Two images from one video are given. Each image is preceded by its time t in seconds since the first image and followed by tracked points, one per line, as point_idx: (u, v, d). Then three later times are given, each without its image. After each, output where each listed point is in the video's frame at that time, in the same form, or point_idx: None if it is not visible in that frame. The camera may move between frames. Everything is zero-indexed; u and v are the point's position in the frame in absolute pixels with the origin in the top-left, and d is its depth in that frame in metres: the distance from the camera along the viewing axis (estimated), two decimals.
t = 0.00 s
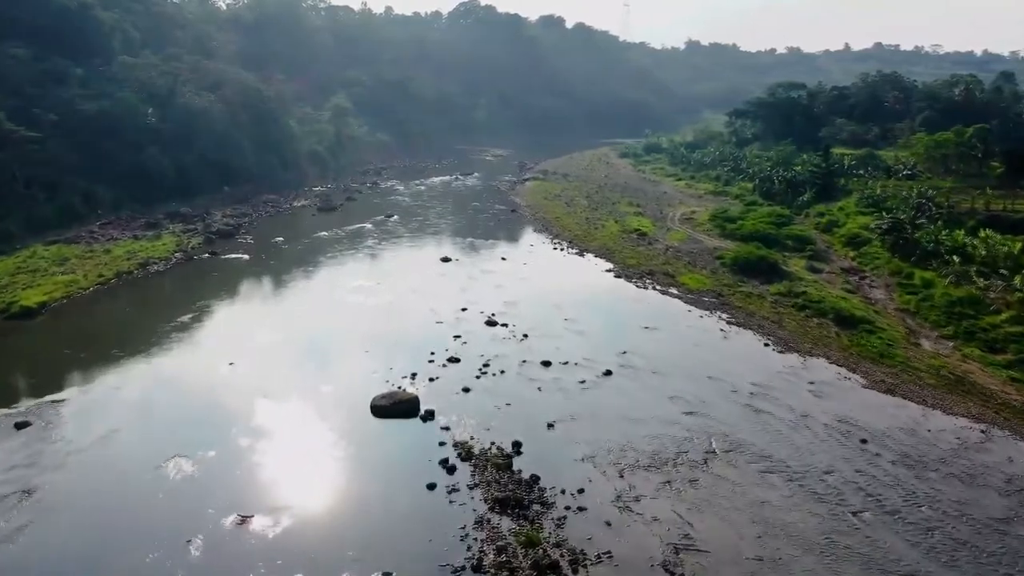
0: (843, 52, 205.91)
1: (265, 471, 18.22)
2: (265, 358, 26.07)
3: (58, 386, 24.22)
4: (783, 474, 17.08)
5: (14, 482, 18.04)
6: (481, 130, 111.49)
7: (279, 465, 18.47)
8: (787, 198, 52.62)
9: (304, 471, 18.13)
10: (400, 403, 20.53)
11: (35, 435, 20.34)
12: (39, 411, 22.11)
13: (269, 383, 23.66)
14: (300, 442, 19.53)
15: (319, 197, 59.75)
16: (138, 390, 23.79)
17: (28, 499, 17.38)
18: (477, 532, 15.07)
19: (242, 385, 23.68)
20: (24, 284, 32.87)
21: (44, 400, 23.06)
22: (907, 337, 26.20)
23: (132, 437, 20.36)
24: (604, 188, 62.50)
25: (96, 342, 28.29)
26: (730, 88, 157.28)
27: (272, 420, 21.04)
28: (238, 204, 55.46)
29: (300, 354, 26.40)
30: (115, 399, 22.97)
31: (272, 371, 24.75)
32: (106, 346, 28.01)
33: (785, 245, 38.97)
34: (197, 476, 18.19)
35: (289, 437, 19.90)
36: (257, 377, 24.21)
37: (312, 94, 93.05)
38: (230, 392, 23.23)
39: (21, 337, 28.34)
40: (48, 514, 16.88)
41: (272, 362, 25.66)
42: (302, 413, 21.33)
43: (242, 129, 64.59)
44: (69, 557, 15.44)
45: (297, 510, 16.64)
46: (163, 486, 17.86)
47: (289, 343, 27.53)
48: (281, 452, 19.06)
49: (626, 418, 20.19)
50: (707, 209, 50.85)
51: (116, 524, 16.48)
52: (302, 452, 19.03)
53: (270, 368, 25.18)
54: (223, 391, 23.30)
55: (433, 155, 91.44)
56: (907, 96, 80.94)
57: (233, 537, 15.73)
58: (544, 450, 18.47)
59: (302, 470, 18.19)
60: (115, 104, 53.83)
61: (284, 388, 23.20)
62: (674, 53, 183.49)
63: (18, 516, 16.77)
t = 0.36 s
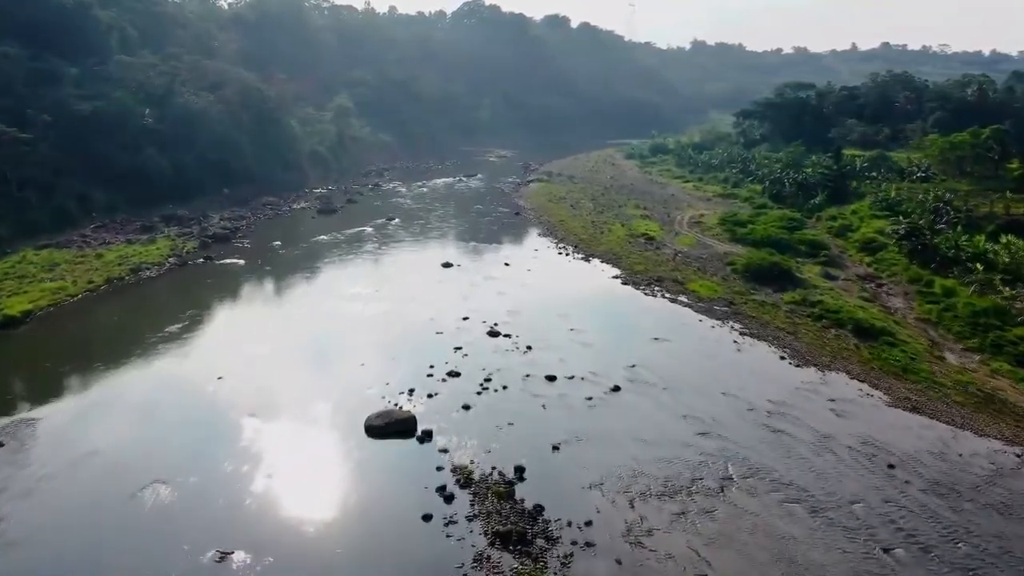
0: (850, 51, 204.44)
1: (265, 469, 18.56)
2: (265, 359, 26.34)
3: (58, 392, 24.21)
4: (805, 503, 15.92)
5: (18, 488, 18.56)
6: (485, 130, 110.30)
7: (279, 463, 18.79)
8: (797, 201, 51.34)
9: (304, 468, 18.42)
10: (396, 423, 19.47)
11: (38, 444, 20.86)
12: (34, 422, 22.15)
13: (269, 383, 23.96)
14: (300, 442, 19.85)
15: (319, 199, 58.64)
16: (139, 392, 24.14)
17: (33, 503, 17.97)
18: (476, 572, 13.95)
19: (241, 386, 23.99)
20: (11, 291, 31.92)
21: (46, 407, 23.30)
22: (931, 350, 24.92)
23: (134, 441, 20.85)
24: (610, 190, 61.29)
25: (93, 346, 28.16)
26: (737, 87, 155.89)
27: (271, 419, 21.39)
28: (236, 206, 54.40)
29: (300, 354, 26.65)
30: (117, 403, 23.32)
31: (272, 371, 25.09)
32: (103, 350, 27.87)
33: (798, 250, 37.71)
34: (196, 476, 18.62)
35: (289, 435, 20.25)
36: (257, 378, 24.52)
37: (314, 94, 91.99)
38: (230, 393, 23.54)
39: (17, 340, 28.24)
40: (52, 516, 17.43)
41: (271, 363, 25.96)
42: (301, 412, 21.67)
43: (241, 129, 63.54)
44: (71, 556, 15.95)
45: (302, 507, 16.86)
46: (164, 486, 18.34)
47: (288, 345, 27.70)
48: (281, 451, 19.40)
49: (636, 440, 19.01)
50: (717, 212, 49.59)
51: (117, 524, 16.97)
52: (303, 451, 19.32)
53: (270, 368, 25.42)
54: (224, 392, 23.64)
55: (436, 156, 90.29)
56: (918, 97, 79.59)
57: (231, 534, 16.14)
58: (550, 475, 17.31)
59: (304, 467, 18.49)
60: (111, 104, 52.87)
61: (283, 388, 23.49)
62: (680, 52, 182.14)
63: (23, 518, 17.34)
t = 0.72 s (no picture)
0: (855, 51, 203.05)
1: (269, 471, 18.43)
2: (266, 357, 26.19)
3: (61, 396, 23.82)
4: (830, 539, 14.80)
5: (18, 489, 18.50)
6: (487, 131, 109.02)
7: (283, 465, 18.61)
8: (807, 204, 50.07)
9: (309, 470, 18.26)
10: (390, 444, 18.23)
11: (38, 445, 20.81)
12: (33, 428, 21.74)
13: (270, 382, 23.83)
14: (304, 442, 19.72)
15: (317, 201, 57.46)
16: (139, 392, 24.01)
17: (34, 502, 17.97)
18: None
19: (242, 385, 23.87)
20: None
21: (43, 411, 23.01)
22: (955, 364, 23.68)
23: (135, 440, 20.82)
24: (614, 193, 59.99)
25: (88, 350, 27.64)
26: (741, 87, 154.59)
27: (272, 419, 21.30)
28: (233, 209, 53.19)
29: (301, 353, 26.47)
30: (117, 403, 23.22)
31: (273, 370, 24.97)
32: (102, 352, 27.44)
33: (810, 256, 36.44)
34: (197, 476, 18.61)
35: (291, 434, 20.19)
36: (257, 377, 24.39)
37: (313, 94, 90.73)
38: (231, 393, 23.42)
39: (13, 341, 27.83)
40: (53, 514, 17.41)
41: (272, 361, 25.81)
42: (302, 412, 21.57)
43: (238, 130, 62.34)
44: (71, 555, 15.93)
45: (309, 511, 16.58)
46: (165, 486, 18.33)
47: (288, 345, 27.48)
48: (283, 453, 19.26)
49: (647, 463, 17.84)
50: (724, 215, 48.31)
51: (117, 523, 16.96)
52: (307, 453, 19.17)
53: (271, 367, 25.28)
54: (225, 391, 23.51)
55: (438, 157, 89.01)
56: (927, 97, 78.32)
57: (232, 535, 16.10)
58: (555, 504, 16.21)
59: (308, 469, 18.32)
60: (105, 104, 51.64)
61: (284, 387, 23.36)
62: (683, 52, 180.71)
63: (23, 518, 17.31)
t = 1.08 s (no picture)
0: (857, 50, 201.86)
1: (270, 471, 18.35)
2: (264, 358, 26.14)
3: (57, 398, 23.64)
4: None
5: (17, 488, 18.48)
6: (487, 131, 107.91)
7: (285, 465, 18.53)
8: (813, 207, 48.92)
9: (310, 471, 18.19)
10: (377, 471, 17.13)
11: (38, 444, 20.79)
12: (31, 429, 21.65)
13: (270, 383, 23.75)
14: (305, 443, 19.65)
15: (313, 203, 56.31)
16: (139, 392, 23.99)
17: (35, 501, 17.95)
18: None
19: (242, 386, 23.82)
20: None
21: (42, 411, 22.90)
22: (977, 379, 22.52)
23: (135, 441, 20.79)
24: (616, 195, 58.80)
25: (78, 355, 27.04)
26: (743, 87, 153.34)
27: (272, 420, 21.23)
28: (226, 212, 52.02)
29: (300, 353, 26.38)
30: (117, 403, 23.19)
31: (273, 370, 24.92)
32: (101, 352, 27.33)
33: (820, 262, 35.25)
34: (198, 476, 18.58)
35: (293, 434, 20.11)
36: (257, 378, 24.33)
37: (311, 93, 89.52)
38: (231, 393, 23.38)
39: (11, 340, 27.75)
40: (53, 514, 17.37)
41: (272, 362, 25.74)
42: (302, 412, 21.50)
43: (233, 130, 61.19)
44: (72, 553, 15.89)
45: (311, 511, 16.48)
46: (165, 486, 18.31)
47: (286, 344, 27.37)
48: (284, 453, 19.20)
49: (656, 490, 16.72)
50: (729, 218, 47.17)
51: (118, 522, 16.92)
52: (308, 453, 19.10)
53: (271, 368, 25.21)
54: (224, 391, 23.47)
55: (437, 158, 87.82)
56: (933, 97, 77.14)
57: (233, 533, 16.01)
58: (557, 536, 15.02)
59: (310, 469, 18.26)
60: (95, 105, 50.49)
61: (283, 388, 23.28)
62: (684, 52, 179.43)
63: (23, 517, 17.28)
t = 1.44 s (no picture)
0: (858, 51, 200.70)
1: (272, 471, 18.46)
2: (263, 358, 26.27)
3: (55, 398, 23.86)
4: None
5: (18, 488, 18.72)
6: (486, 131, 106.72)
7: (287, 465, 18.63)
8: (820, 210, 47.81)
9: (311, 471, 18.28)
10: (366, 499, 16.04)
11: (40, 445, 21.03)
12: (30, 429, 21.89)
13: (269, 383, 23.85)
14: (306, 443, 19.75)
15: (308, 205, 55.14)
16: (139, 391, 24.20)
17: (36, 501, 18.20)
18: None
19: (242, 386, 23.95)
20: None
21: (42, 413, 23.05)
22: (1002, 394, 21.40)
23: (135, 440, 20.98)
24: (618, 197, 57.67)
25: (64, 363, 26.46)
26: (744, 88, 152.19)
27: (271, 420, 21.36)
28: (219, 214, 50.78)
29: (300, 354, 26.43)
30: (117, 402, 23.40)
31: (273, 370, 25.06)
32: (100, 351, 27.52)
33: (830, 268, 34.07)
34: (198, 475, 18.76)
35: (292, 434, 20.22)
36: (257, 378, 24.46)
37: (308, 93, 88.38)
38: (230, 393, 23.52)
39: (10, 339, 27.98)
40: (57, 513, 17.58)
41: (271, 362, 25.83)
42: (301, 412, 21.60)
43: (227, 131, 60.05)
44: (72, 553, 16.11)
45: (312, 511, 16.57)
46: (165, 485, 18.50)
47: (284, 345, 27.39)
48: (284, 452, 19.34)
49: (667, 518, 15.65)
50: (734, 222, 46.06)
51: (119, 521, 17.14)
52: (309, 453, 19.19)
53: (271, 368, 25.32)
54: (224, 391, 23.61)
55: (436, 159, 86.54)
56: (939, 98, 76.06)
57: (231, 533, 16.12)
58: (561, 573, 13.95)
59: (311, 469, 18.36)
60: (84, 105, 49.37)
61: (283, 389, 23.38)
62: (685, 52, 178.25)
63: (24, 516, 17.52)
